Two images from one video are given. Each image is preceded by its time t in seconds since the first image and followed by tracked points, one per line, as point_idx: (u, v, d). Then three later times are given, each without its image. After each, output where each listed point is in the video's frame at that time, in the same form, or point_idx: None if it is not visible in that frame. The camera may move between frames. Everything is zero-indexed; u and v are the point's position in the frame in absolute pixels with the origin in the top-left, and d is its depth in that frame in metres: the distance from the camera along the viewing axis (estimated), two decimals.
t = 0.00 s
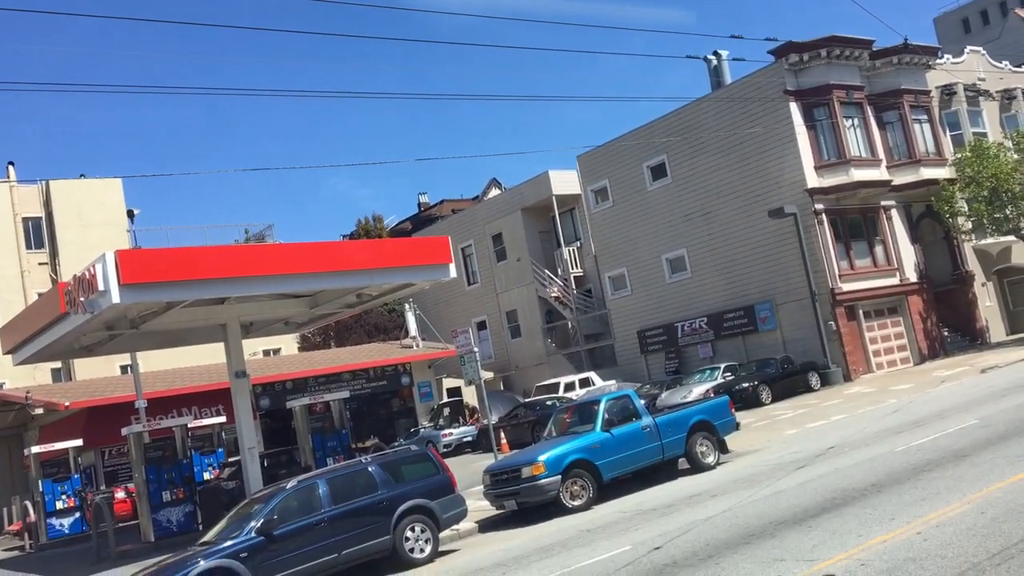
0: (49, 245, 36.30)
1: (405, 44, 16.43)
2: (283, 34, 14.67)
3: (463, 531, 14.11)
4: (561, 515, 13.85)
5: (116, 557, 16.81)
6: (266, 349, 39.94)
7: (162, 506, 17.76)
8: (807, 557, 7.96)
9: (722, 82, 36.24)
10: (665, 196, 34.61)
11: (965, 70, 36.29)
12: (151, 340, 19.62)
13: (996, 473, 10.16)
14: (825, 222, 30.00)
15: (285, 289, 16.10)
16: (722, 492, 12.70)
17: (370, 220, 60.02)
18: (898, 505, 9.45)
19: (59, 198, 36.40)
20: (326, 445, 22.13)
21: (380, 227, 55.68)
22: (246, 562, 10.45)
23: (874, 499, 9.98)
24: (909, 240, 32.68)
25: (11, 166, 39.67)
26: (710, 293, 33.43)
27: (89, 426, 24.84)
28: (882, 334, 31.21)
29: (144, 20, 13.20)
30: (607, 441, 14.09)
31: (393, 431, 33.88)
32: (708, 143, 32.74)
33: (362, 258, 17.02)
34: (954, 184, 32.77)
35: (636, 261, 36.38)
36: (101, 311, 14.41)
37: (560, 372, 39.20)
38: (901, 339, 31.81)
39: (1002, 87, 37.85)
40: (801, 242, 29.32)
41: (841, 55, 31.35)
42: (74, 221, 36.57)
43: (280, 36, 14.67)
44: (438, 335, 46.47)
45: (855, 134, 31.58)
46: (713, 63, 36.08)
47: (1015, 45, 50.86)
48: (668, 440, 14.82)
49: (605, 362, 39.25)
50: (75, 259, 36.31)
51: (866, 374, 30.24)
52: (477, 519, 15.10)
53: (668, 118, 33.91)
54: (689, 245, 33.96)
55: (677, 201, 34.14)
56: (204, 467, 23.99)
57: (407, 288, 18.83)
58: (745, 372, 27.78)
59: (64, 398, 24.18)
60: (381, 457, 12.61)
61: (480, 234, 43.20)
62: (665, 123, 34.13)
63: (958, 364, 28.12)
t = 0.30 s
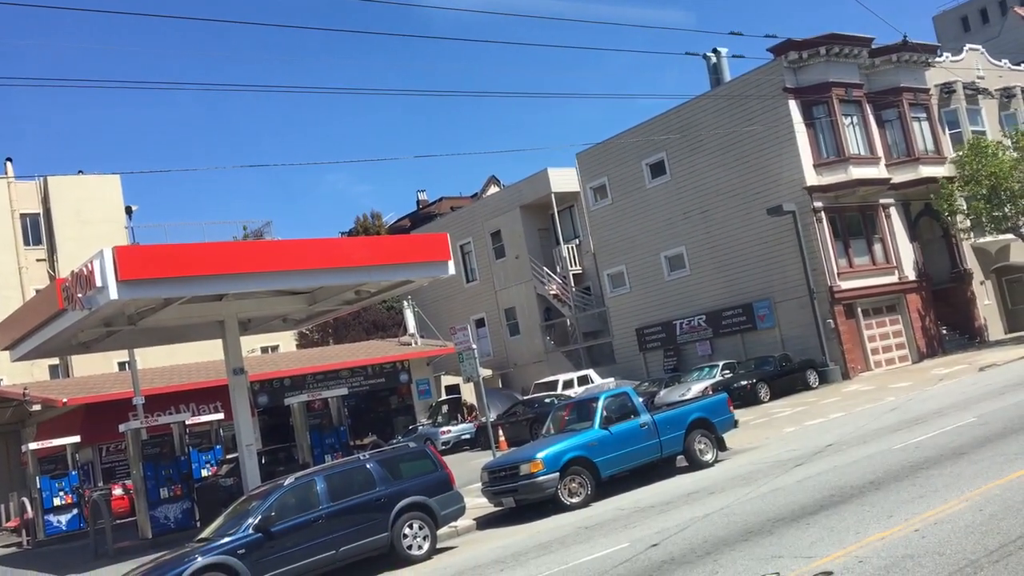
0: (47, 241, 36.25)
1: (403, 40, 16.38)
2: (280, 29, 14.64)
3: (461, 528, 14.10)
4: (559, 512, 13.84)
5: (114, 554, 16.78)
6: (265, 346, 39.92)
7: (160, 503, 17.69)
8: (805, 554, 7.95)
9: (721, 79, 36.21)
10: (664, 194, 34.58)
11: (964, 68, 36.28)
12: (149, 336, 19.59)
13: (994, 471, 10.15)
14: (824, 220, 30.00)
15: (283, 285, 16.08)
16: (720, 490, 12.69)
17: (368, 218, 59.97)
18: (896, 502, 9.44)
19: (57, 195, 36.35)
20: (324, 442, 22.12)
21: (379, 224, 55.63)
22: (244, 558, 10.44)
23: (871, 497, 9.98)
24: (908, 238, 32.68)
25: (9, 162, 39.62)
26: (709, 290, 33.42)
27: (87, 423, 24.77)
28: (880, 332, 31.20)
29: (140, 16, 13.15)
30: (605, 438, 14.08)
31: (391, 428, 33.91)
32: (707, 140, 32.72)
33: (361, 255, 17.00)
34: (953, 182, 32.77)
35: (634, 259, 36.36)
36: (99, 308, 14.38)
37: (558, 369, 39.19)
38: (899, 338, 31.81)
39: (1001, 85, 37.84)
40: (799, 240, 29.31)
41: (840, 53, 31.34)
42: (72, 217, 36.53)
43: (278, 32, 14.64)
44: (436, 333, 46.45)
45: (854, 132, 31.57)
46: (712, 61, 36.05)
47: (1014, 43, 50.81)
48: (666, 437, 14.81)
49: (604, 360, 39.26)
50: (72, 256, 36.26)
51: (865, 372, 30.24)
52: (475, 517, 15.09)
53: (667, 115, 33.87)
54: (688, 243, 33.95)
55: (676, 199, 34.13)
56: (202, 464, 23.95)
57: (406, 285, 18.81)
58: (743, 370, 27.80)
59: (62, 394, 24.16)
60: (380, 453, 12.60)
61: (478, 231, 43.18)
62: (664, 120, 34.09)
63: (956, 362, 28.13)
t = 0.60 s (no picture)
0: (47, 240, 36.24)
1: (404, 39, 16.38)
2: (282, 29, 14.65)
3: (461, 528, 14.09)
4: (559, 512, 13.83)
5: (114, 553, 16.77)
6: (265, 345, 39.92)
7: (160, 502, 17.63)
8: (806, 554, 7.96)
9: (722, 80, 36.22)
10: (664, 194, 34.60)
11: (964, 68, 36.29)
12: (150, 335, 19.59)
13: (995, 472, 10.16)
14: (824, 220, 30.02)
15: (284, 285, 16.08)
16: (720, 490, 12.69)
17: (369, 217, 59.92)
18: (897, 503, 9.44)
19: (58, 194, 36.35)
20: (324, 442, 22.13)
21: (379, 224, 55.64)
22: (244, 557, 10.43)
23: (871, 497, 9.99)
24: (908, 239, 32.69)
25: (9, 161, 39.62)
26: (709, 290, 33.42)
27: (87, 422, 24.77)
28: (880, 333, 31.20)
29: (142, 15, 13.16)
30: (605, 438, 14.09)
31: (391, 428, 33.88)
32: (707, 141, 32.74)
33: (361, 255, 17.01)
34: (953, 183, 32.78)
35: (635, 259, 36.36)
36: (99, 306, 14.38)
37: (558, 369, 39.20)
38: (899, 338, 31.81)
39: (1001, 86, 37.85)
40: (800, 241, 29.30)
41: (841, 53, 31.35)
42: (73, 217, 36.52)
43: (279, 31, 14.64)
44: (437, 333, 46.47)
45: (854, 133, 31.57)
46: (712, 61, 36.07)
47: (1015, 44, 50.81)
48: (666, 437, 14.82)
49: (604, 360, 39.25)
50: (72, 255, 36.26)
51: (865, 372, 30.24)
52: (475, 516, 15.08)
53: (667, 115, 33.88)
54: (688, 243, 33.96)
55: (676, 199, 34.15)
56: (202, 463, 23.94)
57: (406, 285, 18.81)
58: (744, 370, 27.79)
59: (62, 393, 24.15)
60: (380, 453, 12.60)
61: (479, 231, 43.18)
62: (664, 121, 34.10)
63: (956, 363, 28.15)
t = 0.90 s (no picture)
0: (47, 240, 36.22)
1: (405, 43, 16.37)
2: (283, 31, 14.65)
3: (459, 532, 14.07)
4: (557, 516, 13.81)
5: (111, 555, 16.74)
6: (263, 347, 39.89)
7: (157, 504, 17.65)
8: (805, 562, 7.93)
9: (722, 85, 36.23)
10: (664, 199, 34.61)
11: (965, 76, 36.32)
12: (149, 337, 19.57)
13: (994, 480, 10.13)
14: (824, 226, 30.02)
15: (283, 288, 16.06)
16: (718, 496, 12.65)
17: (369, 220, 59.89)
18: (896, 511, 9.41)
19: (58, 195, 36.34)
20: (322, 445, 22.11)
21: (379, 227, 55.65)
22: (241, 561, 10.42)
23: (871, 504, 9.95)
24: (907, 246, 32.70)
25: (10, 161, 39.61)
26: (709, 296, 33.41)
27: (85, 423, 24.74)
28: (879, 340, 31.19)
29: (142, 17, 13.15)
30: (604, 443, 14.06)
31: (390, 431, 33.84)
32: (707, 146, 32.75)
33: (360, 258, 16.99)
34: (953, 190, 32.79)
35: (634, 264, 36.35)
36: (98, 308, 14.36)
37: (557, 374, 39.18)
38: (898, 345, 31.80)
39: (1002, 94, 37.87)
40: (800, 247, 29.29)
41: (842, 60, 31.36)
42: (73, 218, 36.51)
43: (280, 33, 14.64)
44: (436, 336, 46.45)
45: (854, 139, 31.59)
46: (713, 67, 36.10)
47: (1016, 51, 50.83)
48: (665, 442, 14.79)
49: (603, 364, 39.22)
50: (72, 256, 36.23)
51: (864, 378, 30.23)
52: (473, 520, 15.05)
53: (668, 121, 33.89)
54: (688, 248, 33.95)
55: (676, 204, 34.15)
56: (199, 465, 23.88)
57: (405, 288, 18.80)
58: (742, 376, 27.77)
59: (61, 395, 24.12)
60: (378, 456, 12.57)
61: (478, 235, 43.18)
62: (664, 126, 34.11)
63: (955, 370, 28.12)
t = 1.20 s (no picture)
0: (45, 240, 36.20)
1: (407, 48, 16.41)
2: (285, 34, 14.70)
3: (454, 537, 14.05)
4: (552, 523, 13.80)
5: (105, 556, 16.70)
6: (260, 350, 39.84)
7: (152, 506, 17.63)
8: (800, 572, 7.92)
9: (723, 94, 36.33)
10: (663, 207, 34.66)
11: (965, 88, 36.43)
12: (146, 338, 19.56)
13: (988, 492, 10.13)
14: (823, 236, 30.06)
15: (282, 290, 16.06)
16: (714, 505, 12.65)
17: (368, 224, 59.86)
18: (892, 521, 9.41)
19: (57, 195, 36.32)
20: (319, 449, 22.10)
21: (378, 231, 55.68)
22: (235, 564, 10.41)
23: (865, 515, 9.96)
24: (906, 257, 32.75)
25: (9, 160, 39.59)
26: (707, 304, 33.43)
27: (81, 424, 24.71)
28: (877, 351, 31.22)
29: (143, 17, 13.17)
30: (600, 450, 14.06)
31: (386, 436, 33.80)
32: (707, 155, 32.81)
33: (359, 261, 17.01)
34: (952, 202, 32.86)
35: (633, 271, 36.37)
36: (96, 308, 14.35)
37: (555, 380, 39.16)
38: (896, 356, 31.82)
39: (1001, 106, 37.97)
40: (798, 257, 29.33)
41: (842, 70, 31.44)
42: (72, 218, 36.49)
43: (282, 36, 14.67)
44: (434, 341, 46.45)
45: (854, 149, 31.66)
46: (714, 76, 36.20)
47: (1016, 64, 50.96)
48: (661, 450, 14.78)
49: (600, 371, 39.19)
50: (70, 256, 36.20)
51: (861, 389, 30.23)
52: (468, 526, 15.03)
53: (668, 129, 33.96)
54: (686, 256, 33.99)
55: (675, 212, 34.19)
56: (195, 467, 23.82)
57: (404, 293, 18.80)
58: (740, 385, 27.76)
59: (57, 395, 24.09)
60: (375, 460, 12.55)
61: (477, 240, 43.21)
62: (665, 134, 34.17)
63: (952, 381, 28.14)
